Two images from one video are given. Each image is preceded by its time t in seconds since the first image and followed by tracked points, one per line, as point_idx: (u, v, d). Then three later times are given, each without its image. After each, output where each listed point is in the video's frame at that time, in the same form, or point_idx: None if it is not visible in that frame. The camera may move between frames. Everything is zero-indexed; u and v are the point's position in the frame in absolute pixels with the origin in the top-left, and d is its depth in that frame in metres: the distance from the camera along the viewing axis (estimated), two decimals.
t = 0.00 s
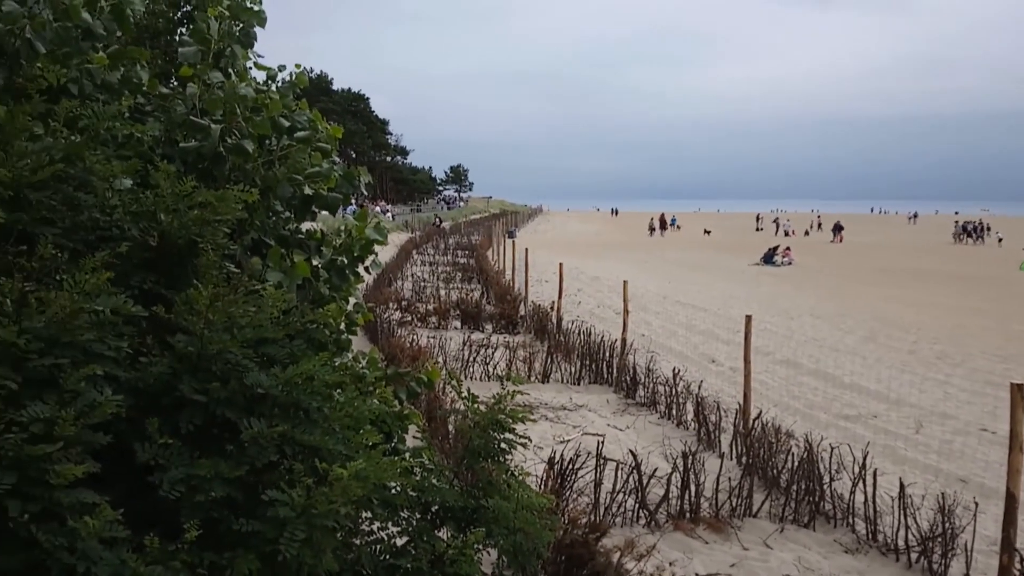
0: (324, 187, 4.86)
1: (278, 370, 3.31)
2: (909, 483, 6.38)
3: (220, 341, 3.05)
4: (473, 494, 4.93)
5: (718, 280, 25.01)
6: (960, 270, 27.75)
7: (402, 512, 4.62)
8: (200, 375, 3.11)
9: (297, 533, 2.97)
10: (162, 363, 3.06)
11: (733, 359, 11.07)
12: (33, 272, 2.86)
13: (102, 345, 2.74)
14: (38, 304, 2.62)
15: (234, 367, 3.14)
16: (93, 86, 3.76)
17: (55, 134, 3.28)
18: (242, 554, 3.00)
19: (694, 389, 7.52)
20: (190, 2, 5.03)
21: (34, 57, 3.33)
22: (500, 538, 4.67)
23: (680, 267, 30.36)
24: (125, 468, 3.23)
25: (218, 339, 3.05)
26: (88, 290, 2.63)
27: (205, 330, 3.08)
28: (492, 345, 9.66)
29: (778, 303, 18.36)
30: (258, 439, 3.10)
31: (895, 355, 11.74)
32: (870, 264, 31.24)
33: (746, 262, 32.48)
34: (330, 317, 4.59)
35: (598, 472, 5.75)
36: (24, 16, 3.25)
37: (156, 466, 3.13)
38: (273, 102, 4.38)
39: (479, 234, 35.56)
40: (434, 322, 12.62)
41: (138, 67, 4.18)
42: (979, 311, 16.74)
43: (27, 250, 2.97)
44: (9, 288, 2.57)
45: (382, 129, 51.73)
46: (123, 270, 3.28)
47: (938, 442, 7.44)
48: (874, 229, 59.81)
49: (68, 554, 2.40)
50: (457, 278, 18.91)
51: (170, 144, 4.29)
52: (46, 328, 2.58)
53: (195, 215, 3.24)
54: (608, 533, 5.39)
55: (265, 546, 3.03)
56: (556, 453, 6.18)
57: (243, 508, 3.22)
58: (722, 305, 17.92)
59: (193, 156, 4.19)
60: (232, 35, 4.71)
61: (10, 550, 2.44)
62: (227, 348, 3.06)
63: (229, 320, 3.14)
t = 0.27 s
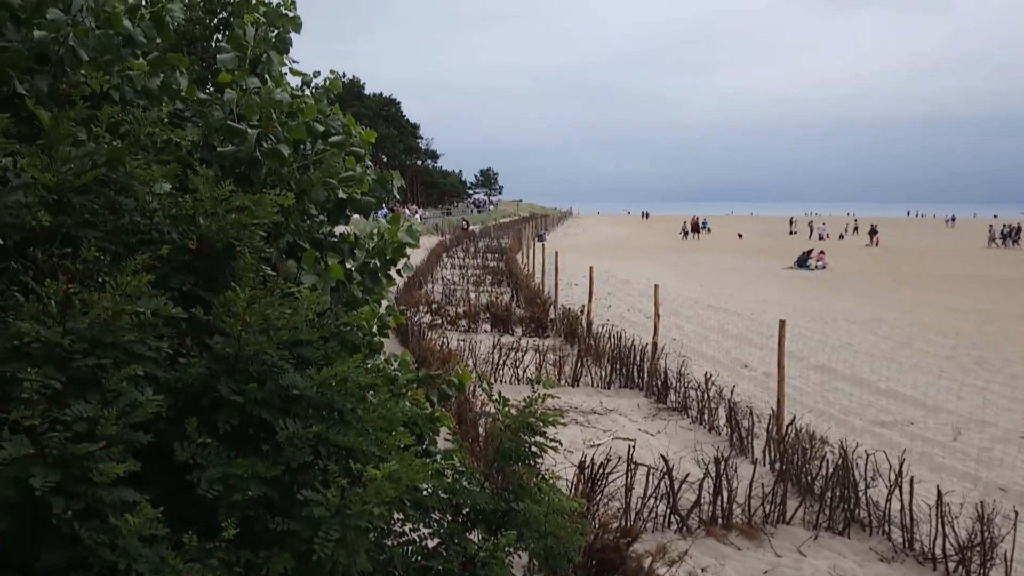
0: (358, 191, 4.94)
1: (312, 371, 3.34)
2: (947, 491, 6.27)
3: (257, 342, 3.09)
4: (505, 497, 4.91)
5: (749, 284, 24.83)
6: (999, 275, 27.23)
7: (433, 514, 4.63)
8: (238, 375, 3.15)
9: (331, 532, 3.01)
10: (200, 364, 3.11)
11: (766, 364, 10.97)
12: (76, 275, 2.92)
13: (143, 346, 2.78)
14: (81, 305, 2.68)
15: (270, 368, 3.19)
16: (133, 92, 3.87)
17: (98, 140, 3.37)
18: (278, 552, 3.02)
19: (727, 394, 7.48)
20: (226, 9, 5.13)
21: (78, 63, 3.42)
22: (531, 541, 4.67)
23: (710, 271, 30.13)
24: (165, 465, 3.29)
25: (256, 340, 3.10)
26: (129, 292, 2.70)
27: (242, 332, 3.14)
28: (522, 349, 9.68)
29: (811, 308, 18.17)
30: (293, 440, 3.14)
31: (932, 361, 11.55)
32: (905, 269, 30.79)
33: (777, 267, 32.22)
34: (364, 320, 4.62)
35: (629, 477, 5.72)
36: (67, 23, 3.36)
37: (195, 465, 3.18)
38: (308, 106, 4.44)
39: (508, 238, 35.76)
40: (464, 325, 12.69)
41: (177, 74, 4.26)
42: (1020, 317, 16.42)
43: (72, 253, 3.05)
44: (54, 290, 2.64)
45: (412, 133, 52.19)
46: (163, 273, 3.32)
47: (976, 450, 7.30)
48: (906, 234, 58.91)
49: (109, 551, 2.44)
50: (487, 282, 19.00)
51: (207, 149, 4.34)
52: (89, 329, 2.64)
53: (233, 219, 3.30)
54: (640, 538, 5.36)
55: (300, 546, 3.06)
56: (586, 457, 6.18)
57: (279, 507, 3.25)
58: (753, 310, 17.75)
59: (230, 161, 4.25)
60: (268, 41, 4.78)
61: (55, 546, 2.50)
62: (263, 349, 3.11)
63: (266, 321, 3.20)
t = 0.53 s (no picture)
0: (381, 193, 4.97)
1: (336, 371, 3.35)
2: (976, 497, 6.17)
3: (282, 343, 3.11)
4: (527, 500, 4.89)
5: (772, 287, 24.67)
6: None
7: (455, 516, 4.63)
8: (264, 375, 3.17)
9: (355, 532, 3.01)
10: (227, 363, 3.13)
11: (790, 367, 10.87)
12: (106, 275, 2.92)
13: (171, 346, 2.79)
14: (110, 306, 2.70)
15: (295, 368, 3.21)
16: (162, 95, 3.92)
17: (127, 142, 3.42)
18: (302, 552, 3.04)
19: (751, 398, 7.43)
20: (251, 13, 5.20)
21: (107, 67, 3.49)
22: (553, 544, 4.65)
23: (733, 273, 29.91)
24: (192, 464, 3.32)
25: (281, 341, 3.12)
26: (158, 292, 2.73)
27: (268, 332, 3.17)
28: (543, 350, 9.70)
29: (836, 311, 18.00)
30: (318, 439, 3.15)
31: (961, 365, 11.39)
32: (932, 272, 30.42)
33: (800, 269, 31.97)
34: (388, 321, 4.64)
35: (652, 481, 5.69)
36: (97, 26, 3.38)
37: (222, 464, 3.21)
38: (333, 108, 4.47)
39: (529, 239, 35.85)
40: (485, 326, 12.74)
41: (204, 77, 4.33)
42: None
43: (102, 253, 3.05)
44: (84, 291, 2.67)
45: (434, 134, 52.47)
46: (191, 273, 3.36)
47: (1005, 456, 7.17)
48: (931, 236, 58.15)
49: (137, 548, 2.47)
50: (508, 283, 19.04)
51: (234, 151, 4.34)
52: (118, 329, 2.67)
53: (259, 220, 3.32)
54: (662, 542, 5.33)
55: (324, 545, 3.07)
56: (608, 460, 6.17)
57: (303, 507, 3.27)
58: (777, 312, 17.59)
59: (256, 163, 4.28)
60: (293, 45, 4.82)
61: (84, 542, 2.53)
62: (288, 349, 3.12)
63: (291, 322, 3.23)
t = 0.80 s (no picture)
0: (405, 194, 5.01)
1: (360, 370, 3.38)
2: (1004, 502, 6.09)
3: (308, 341, 3.14)
4: (549, 500, 4.89)
5: (797, 288, 24.48)
6: None
7: (478, 515, 4.62)
8: (289, 373, 3.21)
9: (380, 529, 3.02)
10: (255, 362, 3.17)
11: (816, 370, 10.76)
12: (138, 273, 2.96)
13: (199, 344, 2.83)
14: (141, 304, 2.76)
15: (322, 367, 3.23)
16: (191, 97, 3.95)
17: (157, 143, 3.46)
18: (327, 548, 3.06)
19: (775, 401, 7.37)
20: (278, 15, 5.27)
21: (138, 69, 3.54)
22: (575, 545, 4.63)
23: (757, 274, 29.67)
24: (219, 460, 3.37)
25: (306, 340, 3.15)
26: (187, 291, 2.78)
27: (294, 331, 3.20)
28: (566, 351, 9.71)
29: (863, 313, 17.82)
30: (343, 437, 3.17)
31: (991, 368, 11.21)
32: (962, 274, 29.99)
33: (825, 271, 31.68)
34: (411, 321, 4.65)
35: (675, 483, 5.66)
36: (128, 29, 3.44)
37: (248, 460, 3.25)
38: (358, 109, 4.51)
39: (552, 239, 35.92)
40: (508, 326, 12.79)
41: (231, 79, 4.40)
42: None
43: (132, 252, 3.05)
44: (116, 289, 2.72)
45: (458, 135, 52.76)
46: (219, 272, 3.40)
47: None
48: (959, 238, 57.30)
49: (166, 543, 2.51)
50: (532, 284, 19.08)
51: (261, 152, 4.39)
52: (148, 327, 2.71)
53: (285, 220, 3.35)
54: (685, 544, 5.31)
55: (348, 542, 3.09)
56: (631, 461, 6.15)
57: (328, 504, 3.29)
58: (803, 314, 17.42)
59: (283, 163, 4.31)
60: (319, 47, 4.87)
61: (114, 536, 2.58)
62: (314, 348, 3.15)
63: (317, 321, 3.27)
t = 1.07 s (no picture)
0: (429, 193, 5.03)
1: (386, 367, 3.41)
2: None
3: (335, 339, 3.17)
4: (573, 499, 4.86)
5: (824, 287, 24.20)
6: None
7: (502, 513, 4.57)
8: (316, 371, 3.24)
9: (405, 526, 3.03)
10: (282, 359, 3.21)
11: (844, 370, 10.63)
12: (167, 272, 2.97)
13: (228, 342, 2.87)
14: (171, 303, 2.81)
15: (347, 364, 3.26)
16: (219, 98, 4.01)
17: (186, 144, 3.52)
18: (354, 544, 3.07)
19: (803, 401, 7.30)
20: (303, 17, 5.34)
21: (167, 71, 3.59)
22: (600, 544, 4.60)
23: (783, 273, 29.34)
24: (247, 456, 3.40)
25: (333, 338, 3.18)
26: (217, 289, 2.81)
27: (321, 329, 3.23)
28: (590, 351, 9.71)
29: (892, 312, 17.56)
30: (369, 434, 3.19)
31: None
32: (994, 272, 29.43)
33: (852, 270, 31.30)
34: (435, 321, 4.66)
35: (700, 483, 5.62)
36: (157, 32, 3.48)
37: (275, 457, 3.27)
38: (383, 109, 4.55)
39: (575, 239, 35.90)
40: (531, 326, 12.80)
41: (258, 80, 4.46)
42: None
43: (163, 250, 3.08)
44: (147, 288, 2.77)
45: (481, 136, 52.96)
46: (247, 272, 3.43)
47: None
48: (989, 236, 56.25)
49: (195, 537, 2.54)
50: (555, 283, 19.09)
51: (287, 152, 4.48)
52: (178, 325, 2.76)
53: (311, 219, 3.38)
54: (711, 544, 5.27)
55: (374, 538, 3.09)
56: (656, 461, 6.12)
57: (354, 501, 3.30)
58: (830, 314, 17.20)
59: (309, 163, 4.36)
60: (344, 48, 4.90)
61: (144, 531, 2.61)
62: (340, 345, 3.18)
63: (343, 320, 3.28)
